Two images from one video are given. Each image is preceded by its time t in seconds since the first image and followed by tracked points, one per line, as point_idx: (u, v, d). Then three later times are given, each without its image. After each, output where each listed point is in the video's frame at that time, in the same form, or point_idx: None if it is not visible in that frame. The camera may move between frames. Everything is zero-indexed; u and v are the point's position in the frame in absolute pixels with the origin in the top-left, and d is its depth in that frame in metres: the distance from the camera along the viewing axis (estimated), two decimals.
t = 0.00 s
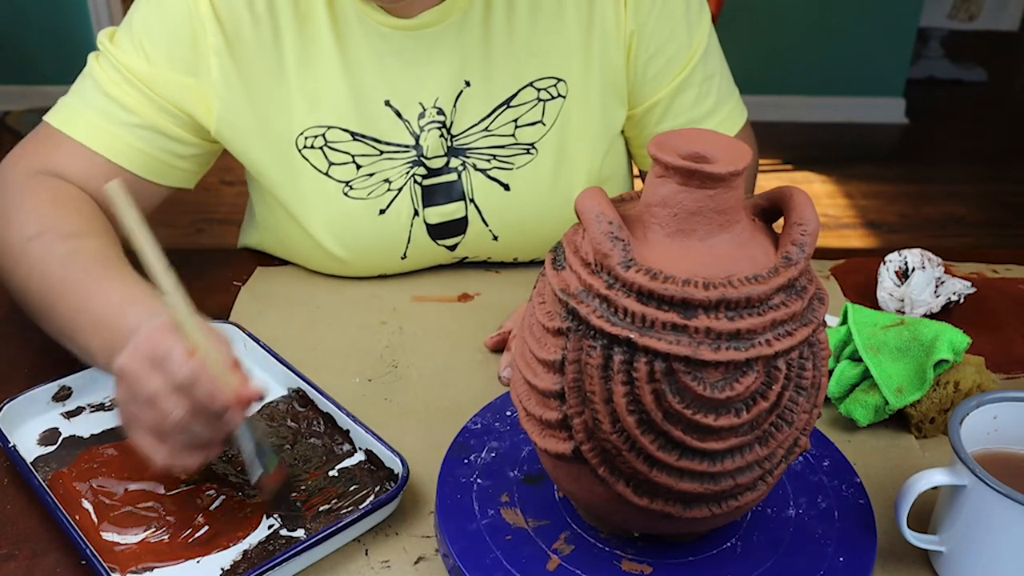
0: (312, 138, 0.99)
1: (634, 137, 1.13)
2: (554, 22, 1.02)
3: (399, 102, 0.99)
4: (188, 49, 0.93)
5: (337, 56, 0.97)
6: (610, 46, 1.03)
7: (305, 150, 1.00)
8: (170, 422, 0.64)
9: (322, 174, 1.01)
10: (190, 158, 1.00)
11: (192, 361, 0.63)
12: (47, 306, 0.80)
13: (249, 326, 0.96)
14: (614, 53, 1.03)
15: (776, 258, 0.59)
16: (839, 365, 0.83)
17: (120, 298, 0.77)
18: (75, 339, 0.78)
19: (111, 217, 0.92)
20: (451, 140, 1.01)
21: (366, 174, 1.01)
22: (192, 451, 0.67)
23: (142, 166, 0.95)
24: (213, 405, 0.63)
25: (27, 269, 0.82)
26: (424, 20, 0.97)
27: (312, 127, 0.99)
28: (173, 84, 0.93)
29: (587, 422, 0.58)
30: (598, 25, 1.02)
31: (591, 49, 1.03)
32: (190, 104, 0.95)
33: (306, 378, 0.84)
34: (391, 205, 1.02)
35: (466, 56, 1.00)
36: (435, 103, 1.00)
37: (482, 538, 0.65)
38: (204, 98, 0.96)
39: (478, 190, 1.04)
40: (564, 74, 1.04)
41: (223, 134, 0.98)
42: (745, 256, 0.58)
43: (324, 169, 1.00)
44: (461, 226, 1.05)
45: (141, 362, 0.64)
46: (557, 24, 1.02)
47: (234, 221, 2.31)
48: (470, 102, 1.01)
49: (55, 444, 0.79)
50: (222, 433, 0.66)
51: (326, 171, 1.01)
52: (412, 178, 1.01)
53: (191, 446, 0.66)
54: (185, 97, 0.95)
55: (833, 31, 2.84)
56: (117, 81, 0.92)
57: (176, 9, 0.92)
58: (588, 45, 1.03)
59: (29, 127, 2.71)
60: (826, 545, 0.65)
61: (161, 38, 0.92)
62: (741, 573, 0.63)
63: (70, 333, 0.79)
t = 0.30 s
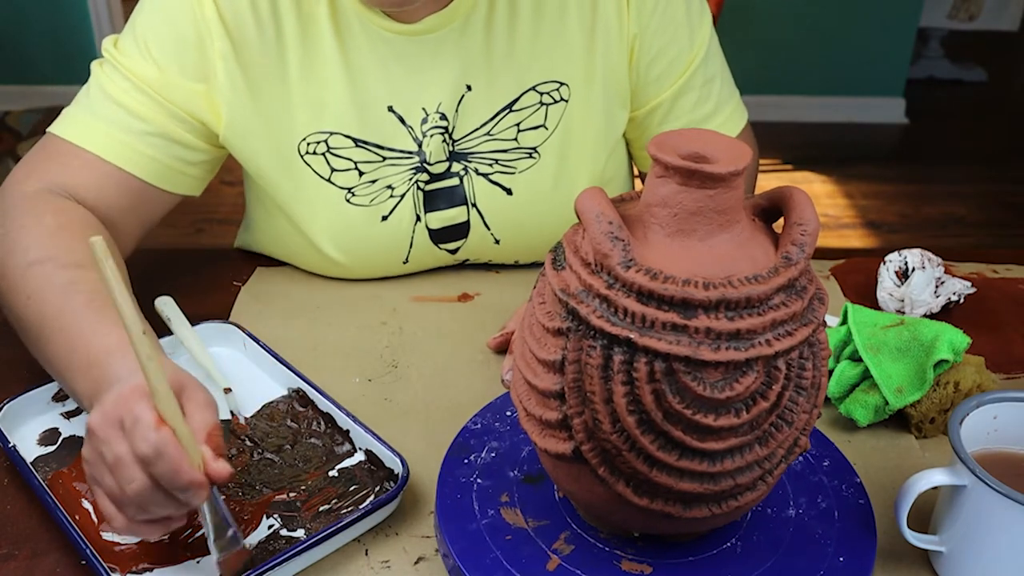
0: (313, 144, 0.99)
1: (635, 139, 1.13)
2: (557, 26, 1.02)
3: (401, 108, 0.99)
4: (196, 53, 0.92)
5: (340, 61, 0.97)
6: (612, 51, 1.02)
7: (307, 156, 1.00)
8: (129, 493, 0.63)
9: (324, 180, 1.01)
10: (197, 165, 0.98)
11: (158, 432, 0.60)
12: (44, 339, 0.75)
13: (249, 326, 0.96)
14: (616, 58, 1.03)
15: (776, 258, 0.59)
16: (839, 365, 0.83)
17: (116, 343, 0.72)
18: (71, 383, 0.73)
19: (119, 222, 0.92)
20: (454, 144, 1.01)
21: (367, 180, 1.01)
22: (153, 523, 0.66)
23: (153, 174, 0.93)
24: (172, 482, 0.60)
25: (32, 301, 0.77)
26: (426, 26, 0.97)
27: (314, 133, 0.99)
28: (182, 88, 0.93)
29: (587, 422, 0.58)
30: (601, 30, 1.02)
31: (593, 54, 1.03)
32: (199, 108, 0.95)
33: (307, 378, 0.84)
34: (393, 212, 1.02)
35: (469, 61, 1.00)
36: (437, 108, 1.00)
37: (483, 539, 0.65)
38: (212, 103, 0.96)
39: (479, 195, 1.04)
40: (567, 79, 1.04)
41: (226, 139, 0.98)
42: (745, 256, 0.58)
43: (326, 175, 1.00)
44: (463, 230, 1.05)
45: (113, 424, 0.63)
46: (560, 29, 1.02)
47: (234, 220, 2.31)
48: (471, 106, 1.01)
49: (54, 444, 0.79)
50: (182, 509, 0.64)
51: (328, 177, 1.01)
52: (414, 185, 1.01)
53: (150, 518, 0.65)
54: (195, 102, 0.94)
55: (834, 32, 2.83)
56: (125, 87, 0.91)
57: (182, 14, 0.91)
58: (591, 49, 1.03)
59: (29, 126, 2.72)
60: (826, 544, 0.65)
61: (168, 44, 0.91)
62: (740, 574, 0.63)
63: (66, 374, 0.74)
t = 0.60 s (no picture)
0: (316, 145, 0.99)
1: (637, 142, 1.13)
2: (561, 29, 1.02)
3: (404, 110, 0.99)
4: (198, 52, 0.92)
5: (343, 64, 0.97)
6: (616, 54, 1.03)
7: (309, 157, 1.00)
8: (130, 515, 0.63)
9: (325, 181, 1.01)
10: (197, 167, 0.98)
11: (159, 457, 0.60)
12: (32, 345, 0.75)
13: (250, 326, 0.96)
14: (619, 61, 1.03)
15: (776, 258, 0.59)
16: (839, 365, 0.83)
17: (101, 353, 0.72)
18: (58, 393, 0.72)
19: (120, 220, 0.92)
20: (456, 146, 1.02)
21: (370, 182, 1.01)
22: (154, 542, 0.65)
23: (155, 171, 0.93)
24: (177, 502, 0.61)
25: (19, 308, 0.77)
26: (429, 28, 0.97)
27: (316, 134, 0.99)
28: (185, 88, 0.93)
29: (587, 422, 0.58)
30: (604, 34, 1.02)
31: (597, 57, 1.03)
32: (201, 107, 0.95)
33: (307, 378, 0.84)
34: (394, 214, 1.02)
35: (472, 63, 1.00)
36: (440, 110, 1.00)
37: (483, 539, 0.65)
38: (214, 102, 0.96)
39: (481, 198, 1.04)
40: (570, 82, 1.04)
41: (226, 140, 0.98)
42: (745, 256, 0.58)
43: (328, 176, 1.01)
44: (465, 232, 1.04)
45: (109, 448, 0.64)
46: (563, 32, 1.02)
47: (234, 220, 2.31)
48: (473, 109, 1.01)
49: (54, 444, 0.79)
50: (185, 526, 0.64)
51: (330, 178, 1.01)
52: (417, 186, 1.01)
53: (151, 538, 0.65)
54: (197, 101, 0.94)
55: (834, 32, 2.83)
56: (127, 86, 0.91)
57: (185, 15, 0.91)
58: (594, 53, 1.03)
59: (29, 126, 2.72)
60: (826, 544, 0.65)
61: (171, 42, 0.91)
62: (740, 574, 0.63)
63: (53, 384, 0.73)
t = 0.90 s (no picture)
0: (315, 144, 0.99)
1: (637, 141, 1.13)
2: (561, 28, 1.02)
3: (404, 109, 0.99)
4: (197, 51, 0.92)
5: (344, 64, 0.97)
6: (616, 53, 1.03)
7: (308, 156, 1.00)
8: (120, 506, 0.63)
9: (325, 180, 1.01)
10: (196, 167, 0.98)
11: (147, 447, 0.61)
12: (33, 343, 0.75)
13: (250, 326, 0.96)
14: (619, 60, 1.03)
15: (776, 258, 0.59)
16: (839, 365, 0.83)
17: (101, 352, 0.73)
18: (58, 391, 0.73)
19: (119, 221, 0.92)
20: (456, 145, 1.02)
21: (370, 181, 1.01)
22: (144, 536, 0.65)
23: (153, 171, 0.93)
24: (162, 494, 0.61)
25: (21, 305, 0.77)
26: (429, 27, 0.97)
27: (316, 133, 0.99)
28: (183, 87, 0.93)
29: (587, 422, 0.58)
30: (605, 33, 1.02)
31: (596, 57, 1.03)
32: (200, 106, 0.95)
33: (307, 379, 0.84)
34: (394, 214, 1.02)
35: (472, 63, 1.00)
36: (440, 110, 1.00)
37: (483, 539, 0.65)
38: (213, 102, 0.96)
39: (481, 197, 1.04)
40: (569, 81, 1.04)
41: (225, 140, 0.98)
42: (745, 256, 0.58)
43: (328, 175, 1.01)
44: (464, 231, 1.04)
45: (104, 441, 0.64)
46: (562, 31, 1.02)
47: (234, 220, 2.31)
48: (473, 108, 1.01)
49: (54, 443, 0.79)
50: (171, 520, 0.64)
51: (330, 178, 1.01)
52: (416, 185, 1.01)
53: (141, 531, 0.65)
54: (196, 102, 0.94)
55: (834, 32, 2.83)
56: (126, 85, 0.91)
57: (185, 15, 0.91)
58: (594, 53, 1.03)
59: (28, 126, 2.72)
60: (826, 544, 0.65)
61: (170, 41, 0.91)
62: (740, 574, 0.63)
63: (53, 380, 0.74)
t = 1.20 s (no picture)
0: (314, 140, 0.99)
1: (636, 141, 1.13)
2: (558, 24, 1.02)
3: (402, 105, 0.99)
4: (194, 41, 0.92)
5: (341, 59, 0.97)
6: (613, 50, 1.02)
7: (307, 152, 1.00)
8: (169, 388, 0.61)
9: (325, 176, 1.01)
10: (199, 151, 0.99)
11: (189, 308, 0.60)
12: (49, 284, 0.76)
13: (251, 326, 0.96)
14: (617, 58, 1.03)
15: (776, 257, 0.59)
16: (839, 365, 0.83)
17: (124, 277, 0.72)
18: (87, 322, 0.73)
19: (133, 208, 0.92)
20: (456, 143, 1.01)
21: (368, 176, 1.01)
22: (190, 417, 0.63)
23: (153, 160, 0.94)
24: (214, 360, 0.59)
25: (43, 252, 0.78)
26: (427, 23, 0.97)
27: (315, 129, 0.99)
28: (183, 77, 0.93)
29: (590, 423, 0.58)
30: (602, 30, 1.02)
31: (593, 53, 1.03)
32: (200, 94, 0.95)
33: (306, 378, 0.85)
34: (393, 210, 1.02)
35: (470, 60, 1.00)
36: (438, 106, 1.00)
37: (484, 541, 0.65)
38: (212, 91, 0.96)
39: (479, 194, 1.04)
40: (567, 78, 1.03)
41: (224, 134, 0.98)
42: (746, 256, 0.58)
43: (327, 171, 1.01)
44: (463, 229, 1.04)
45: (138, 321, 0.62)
46: (560, 27, 1.02)
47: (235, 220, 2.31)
48: (472, 106, 1.01)
49: (54, 444, 0.79)
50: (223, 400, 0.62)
51: (329, 174, 1.01)
52: (415, 181, 1.01)
53: (199, 415, 0.63)
54: (196, 93, 0.94)
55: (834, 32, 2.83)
56: (129, 77, 0.91)
57: (185, 7, 0.91)
58: (592, 51, 1.03)
59: (28, 126, 2.72)
60: (827, 542, 0.65)
61: (169, 34, 0.91)
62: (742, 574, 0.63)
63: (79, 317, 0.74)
